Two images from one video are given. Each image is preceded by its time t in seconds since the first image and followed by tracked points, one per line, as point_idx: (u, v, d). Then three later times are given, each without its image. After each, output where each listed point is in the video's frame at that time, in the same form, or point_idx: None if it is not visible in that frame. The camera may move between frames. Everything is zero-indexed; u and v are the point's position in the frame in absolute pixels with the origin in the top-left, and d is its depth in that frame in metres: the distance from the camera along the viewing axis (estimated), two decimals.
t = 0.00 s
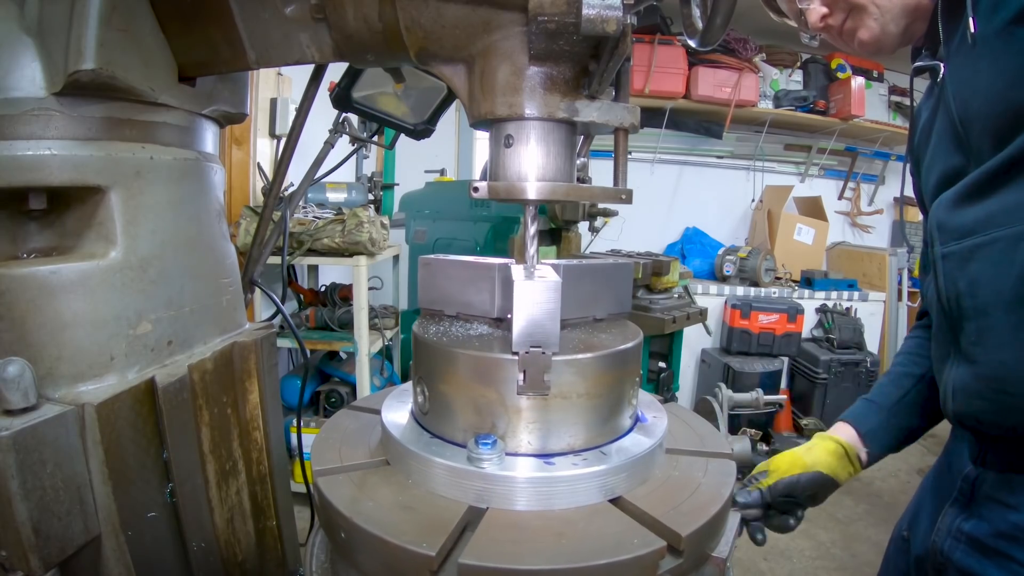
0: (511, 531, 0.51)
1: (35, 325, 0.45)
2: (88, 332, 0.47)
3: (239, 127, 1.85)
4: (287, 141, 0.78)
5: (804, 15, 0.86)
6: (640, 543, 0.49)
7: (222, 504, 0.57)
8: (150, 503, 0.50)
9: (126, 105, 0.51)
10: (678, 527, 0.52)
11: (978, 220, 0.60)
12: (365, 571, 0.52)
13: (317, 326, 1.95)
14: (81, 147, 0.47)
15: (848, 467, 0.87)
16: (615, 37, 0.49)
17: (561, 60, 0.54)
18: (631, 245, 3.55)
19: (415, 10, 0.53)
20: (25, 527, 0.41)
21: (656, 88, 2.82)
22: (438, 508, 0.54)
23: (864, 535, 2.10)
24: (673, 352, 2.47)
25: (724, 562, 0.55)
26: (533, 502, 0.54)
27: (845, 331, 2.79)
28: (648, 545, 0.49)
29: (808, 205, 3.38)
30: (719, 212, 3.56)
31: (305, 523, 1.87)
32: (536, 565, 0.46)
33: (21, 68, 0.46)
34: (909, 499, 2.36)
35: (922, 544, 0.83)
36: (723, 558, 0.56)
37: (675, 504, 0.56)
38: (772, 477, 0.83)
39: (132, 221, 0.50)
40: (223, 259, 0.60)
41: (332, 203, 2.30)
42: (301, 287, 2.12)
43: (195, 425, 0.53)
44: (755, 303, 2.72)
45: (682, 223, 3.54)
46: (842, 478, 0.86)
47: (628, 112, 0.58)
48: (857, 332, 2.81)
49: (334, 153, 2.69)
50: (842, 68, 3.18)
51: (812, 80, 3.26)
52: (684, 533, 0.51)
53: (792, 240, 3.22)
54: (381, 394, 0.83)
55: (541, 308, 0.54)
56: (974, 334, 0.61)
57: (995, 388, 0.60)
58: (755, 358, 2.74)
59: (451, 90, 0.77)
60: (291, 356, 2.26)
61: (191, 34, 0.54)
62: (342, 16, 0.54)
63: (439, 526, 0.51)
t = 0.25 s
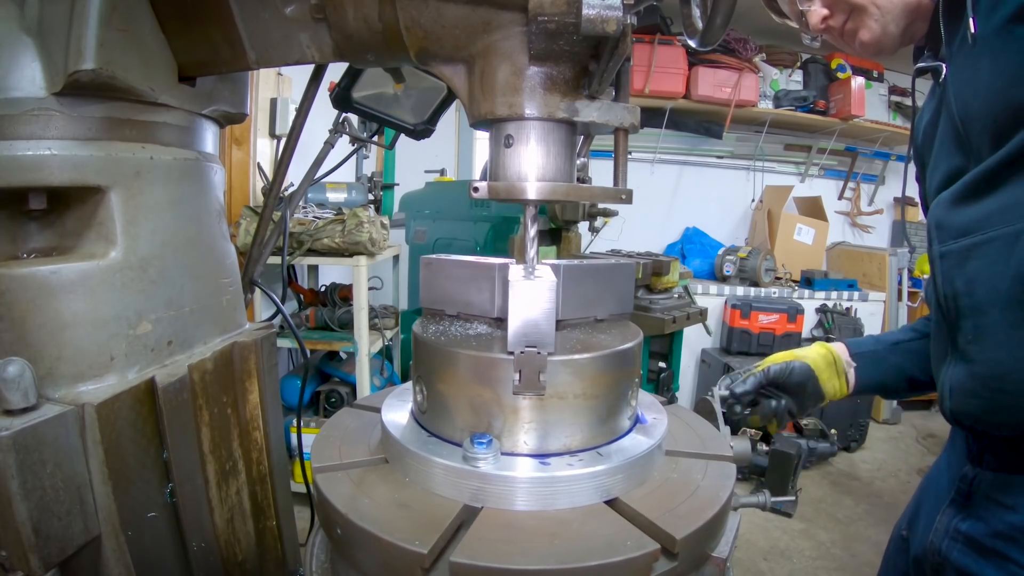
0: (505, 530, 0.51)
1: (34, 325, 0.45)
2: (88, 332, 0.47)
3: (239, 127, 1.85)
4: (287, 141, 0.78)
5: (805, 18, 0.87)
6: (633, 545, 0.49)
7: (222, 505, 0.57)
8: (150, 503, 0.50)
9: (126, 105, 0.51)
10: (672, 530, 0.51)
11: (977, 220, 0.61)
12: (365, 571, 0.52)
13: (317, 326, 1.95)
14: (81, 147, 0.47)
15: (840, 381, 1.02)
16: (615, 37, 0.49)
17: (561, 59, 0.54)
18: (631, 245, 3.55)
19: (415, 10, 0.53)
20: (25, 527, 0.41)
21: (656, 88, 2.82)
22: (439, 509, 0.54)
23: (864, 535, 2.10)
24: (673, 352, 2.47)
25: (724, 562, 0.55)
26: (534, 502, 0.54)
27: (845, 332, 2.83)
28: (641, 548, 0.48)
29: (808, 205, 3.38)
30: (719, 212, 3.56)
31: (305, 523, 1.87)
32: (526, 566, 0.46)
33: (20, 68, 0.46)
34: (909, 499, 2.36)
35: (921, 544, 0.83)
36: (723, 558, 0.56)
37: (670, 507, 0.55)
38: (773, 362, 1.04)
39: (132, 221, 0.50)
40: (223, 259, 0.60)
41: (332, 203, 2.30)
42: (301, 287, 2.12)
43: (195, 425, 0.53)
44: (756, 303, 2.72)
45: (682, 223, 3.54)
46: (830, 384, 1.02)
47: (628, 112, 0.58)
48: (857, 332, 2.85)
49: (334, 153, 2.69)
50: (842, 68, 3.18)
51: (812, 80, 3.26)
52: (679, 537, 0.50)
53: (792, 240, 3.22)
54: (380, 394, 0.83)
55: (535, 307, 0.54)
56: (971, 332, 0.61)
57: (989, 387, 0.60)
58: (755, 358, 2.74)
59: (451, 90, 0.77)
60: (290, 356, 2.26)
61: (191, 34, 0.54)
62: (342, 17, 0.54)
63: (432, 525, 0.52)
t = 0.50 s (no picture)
0: (498, 530, 0.51)
1: (34, 324, 0.45)
2: (88, 332, 0.47)
3: (239, 127, 1.85)
4: (287, 141, 0.78)
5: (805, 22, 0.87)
6: (624, 548, 0.49)
7: (222, 504, 0.57)
8: (150, 503, 0.50)
9: (127, 105, 0.51)
10: (665, 533, 0.51)
11: (978, 221, 0.61)
12: (365, 571, 0.52)
13: (317, 326, 1.95)
14: (81, 147, 0.47)
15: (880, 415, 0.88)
16: (615, 37, 0.49)
17: (561, 59, 0.54)
18: (631, 245, 3.55)
19: (415, 9, 0.53)
20: (25, 527, 0.41)
21: (656, 88, 2.82)
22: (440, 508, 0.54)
23: (864, 535, 2.10)
24: (673, 352, 2.47)
25: (724, 562, 0.55)
26: (534, 502, 0.54)
27: (845, 332, 2.79)
28: (632, 551, 0.48)
29: (808, 205, 3.38)
30: (719, 212, 3.56)
31: (305, 522, 1.87)
32: (514, 565, 0.46)
33: (20, 68, 0.46)
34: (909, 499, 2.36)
35: (922, 544, 0.83)
36: (723, 558, 0.56)
37: (666, 511, 0.55)
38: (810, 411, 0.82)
39: (132, 221, 0.50)
40: (223, 259, 0.60)
41: (332, 203, 2.30)
42: (301, 287, 2.12)
43: (195, 425, 0.53)
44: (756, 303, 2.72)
45: (682, 223, 3.54)
46: (875, 421, 0.87)
47: (628, 112, 0.58)
48: (858, 332, 2.81)
49: (334, 153, 2.69)
50: (842, 68, 3.18)
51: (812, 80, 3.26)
52: (672, 540, 0.50)
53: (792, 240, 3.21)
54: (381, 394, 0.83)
55: (528, 308, 0.54)
56: (974, 333, 0.61)
57: (992, 388, 0.60)
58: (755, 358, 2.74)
59: (451, 90, 0.77)
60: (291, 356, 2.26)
61: (191, 34, 0.54)
62: (342, 17, 0.54)
63: (425, 522, 0.52)
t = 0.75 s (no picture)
0: (489, 529, 0.51)
1: (34, 324, 0.45)
2: (88, 332, 0.47)
3: (239, 126, 1.85)
4: (287, 141, 0.78)
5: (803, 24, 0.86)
6: (612, 550, 0.48)
7: (222, 504, 0.57)
8: (150, 503, 0.50)
9: (127, 105, 0.51)
10: (657, 537, 0.50)
11: (975, 222, 0.61)
12: (365, 571, 0.52)
13: (317, 326, 1.95)
14: (81, 147, 0.47)
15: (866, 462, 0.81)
16: (615, 37, 0.49)
17: (562, 59, 0.54)
18: (631, 245, 3.55)
19: (415, 9, 0.53)
20: (25, 527, 0.41)
21: (656, 87, 2.82)
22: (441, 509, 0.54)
23: (864, 535, 2.10)
24: (673, 352, 2.47)
25: (724, 562, 0.56)
26: (534, 502, 0.54)
27: (845, 332, 2.79)
28: (621, 554, 0.47)
29: (808, 205, 3.38)
30: (719, 212, 3.56)
31: (305, 522, 1.87)
32: (500, 564, 0.46)
33: (20, 68, 0.46)
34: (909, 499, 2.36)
35: (922, 546, 0.83)
36: (723, 558, 0.56)
37: (660, 515, 0.54)
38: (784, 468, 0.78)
39: (133, 221, 0.50)
40: (223, 259, 0.60)
41: (332, 203, 2.30)
42: (301, 287, 2.12)
43: (196, 425, 0.53)
44: (756, 303, 2.72)
45: (682, 223, 3.54)
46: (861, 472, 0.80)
47: (628, 112, 0.58)
48: (857, 332, 2.81)
49: (334, 153, 2.69)
50: (842, 68, 3.18)
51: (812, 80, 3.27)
52: (662, 545, 0.49)
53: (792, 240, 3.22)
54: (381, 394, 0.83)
55: (520, 309, 0.53)
56: (972, 333, 0.61)
57: (991, 388, 0.60)
58: (755, 358, 2.74)
59: (451, 90, 0.77)
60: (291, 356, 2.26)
61: (191, 34, 0.54)
62: (342, 17, 0.54)
63: (416, 519, 0.52)
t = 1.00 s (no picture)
0: (474, 527, 0.51)
1: (35, 324, 0.45)
2: (88, 331, 0.47)
3: (239, 126, 1.85)
4: (287, 141, 0.78)
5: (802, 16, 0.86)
6: (592, 554, 0.47)
7: (222, 504, 0.57)
8: (150, 503, 0.50)
9: (126, 105, 0.51)
10: (640, 542, 0.49)
11: (981, 223, 0.61)
12: (365, 571, 0.52)
13: (317, 326, 1.95)
14: (81, 147, 0.47)
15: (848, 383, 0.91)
16: (615, 37, 0.49)
17: (561, 59, 0.54)
18: (631, 245, 3.55)
19: (415, 9, 0.53)
20: (26, 527, 0.41)
21: (656, 87, 2.82)
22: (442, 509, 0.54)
23: (864, 535, 2.09)
24: (673, 352, 2.47)
25: (724, 562, 0.56)
26: (534, 502, 0.54)
27: (845, 332, 2.82)
28: (601, 558, 0.47)
29: (808, 205, 3.38)
30: (719, 212, 3.56)
31: (305, 523, 1.87)
32: (476, 563, 0.46)
33: (20, 68, 0.46)
34: (909, 499, 2.36)
35: (924, 548, 0.83)
36: (723, 559, 0.56)
37: (647, 521, 0.53)
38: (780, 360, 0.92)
39: (132, 221, 0.50)
40: (223, 259, 0.60)
41: (332, 203, 2.30)
42: (301, 288, 2.12)
43: (195, 425, 0.53)
44: (756, 303, 2.72)
45: (682, 223, 3.54)
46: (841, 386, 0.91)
47: (628, 112, 0.58)
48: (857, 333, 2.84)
49: (334, 153, 2.69)
50: (842, 68, 3.18)
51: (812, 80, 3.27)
52: (645, 550, 0.48)
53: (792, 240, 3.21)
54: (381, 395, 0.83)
55: (509, 308, 0.53)
56: (981, 336, 0.61)
57: (998, 392, 0.60)
58: (755, 358, 2.74)
59: (451, 90, 0.77)
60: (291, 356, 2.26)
61: (191, 34, 0.54)
62: (342, 17, 0.54)
63: (403, 513, 0.53)
